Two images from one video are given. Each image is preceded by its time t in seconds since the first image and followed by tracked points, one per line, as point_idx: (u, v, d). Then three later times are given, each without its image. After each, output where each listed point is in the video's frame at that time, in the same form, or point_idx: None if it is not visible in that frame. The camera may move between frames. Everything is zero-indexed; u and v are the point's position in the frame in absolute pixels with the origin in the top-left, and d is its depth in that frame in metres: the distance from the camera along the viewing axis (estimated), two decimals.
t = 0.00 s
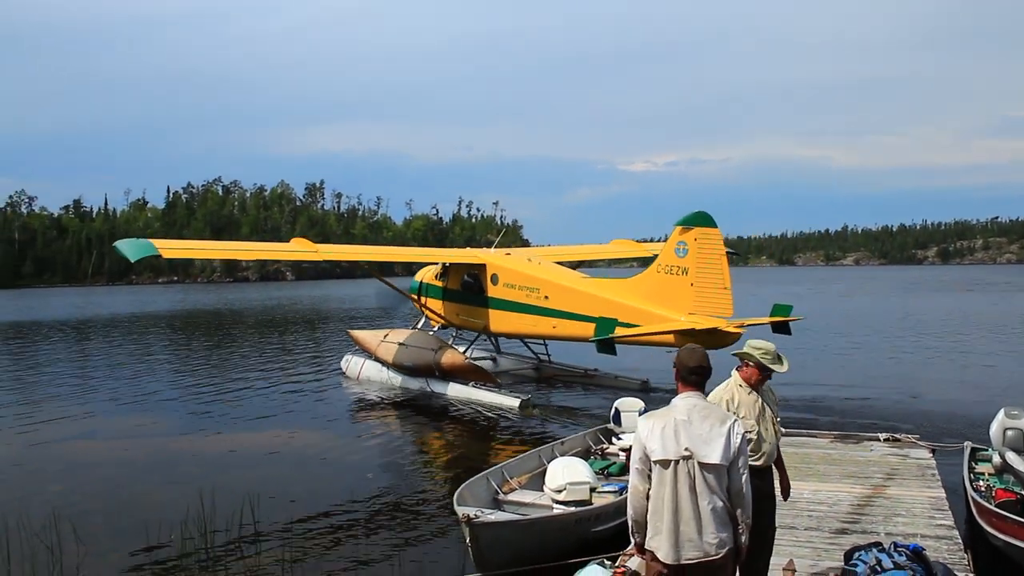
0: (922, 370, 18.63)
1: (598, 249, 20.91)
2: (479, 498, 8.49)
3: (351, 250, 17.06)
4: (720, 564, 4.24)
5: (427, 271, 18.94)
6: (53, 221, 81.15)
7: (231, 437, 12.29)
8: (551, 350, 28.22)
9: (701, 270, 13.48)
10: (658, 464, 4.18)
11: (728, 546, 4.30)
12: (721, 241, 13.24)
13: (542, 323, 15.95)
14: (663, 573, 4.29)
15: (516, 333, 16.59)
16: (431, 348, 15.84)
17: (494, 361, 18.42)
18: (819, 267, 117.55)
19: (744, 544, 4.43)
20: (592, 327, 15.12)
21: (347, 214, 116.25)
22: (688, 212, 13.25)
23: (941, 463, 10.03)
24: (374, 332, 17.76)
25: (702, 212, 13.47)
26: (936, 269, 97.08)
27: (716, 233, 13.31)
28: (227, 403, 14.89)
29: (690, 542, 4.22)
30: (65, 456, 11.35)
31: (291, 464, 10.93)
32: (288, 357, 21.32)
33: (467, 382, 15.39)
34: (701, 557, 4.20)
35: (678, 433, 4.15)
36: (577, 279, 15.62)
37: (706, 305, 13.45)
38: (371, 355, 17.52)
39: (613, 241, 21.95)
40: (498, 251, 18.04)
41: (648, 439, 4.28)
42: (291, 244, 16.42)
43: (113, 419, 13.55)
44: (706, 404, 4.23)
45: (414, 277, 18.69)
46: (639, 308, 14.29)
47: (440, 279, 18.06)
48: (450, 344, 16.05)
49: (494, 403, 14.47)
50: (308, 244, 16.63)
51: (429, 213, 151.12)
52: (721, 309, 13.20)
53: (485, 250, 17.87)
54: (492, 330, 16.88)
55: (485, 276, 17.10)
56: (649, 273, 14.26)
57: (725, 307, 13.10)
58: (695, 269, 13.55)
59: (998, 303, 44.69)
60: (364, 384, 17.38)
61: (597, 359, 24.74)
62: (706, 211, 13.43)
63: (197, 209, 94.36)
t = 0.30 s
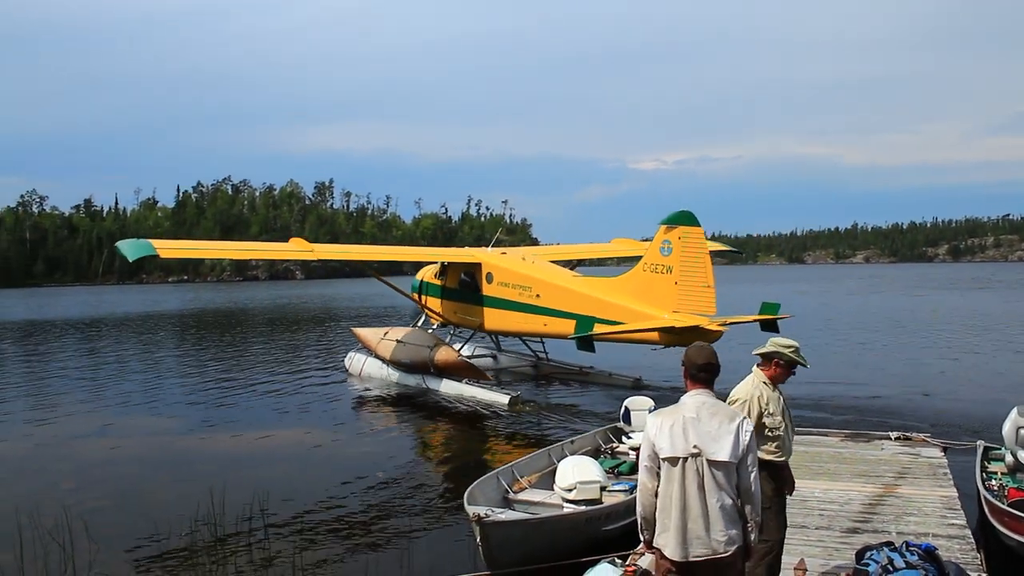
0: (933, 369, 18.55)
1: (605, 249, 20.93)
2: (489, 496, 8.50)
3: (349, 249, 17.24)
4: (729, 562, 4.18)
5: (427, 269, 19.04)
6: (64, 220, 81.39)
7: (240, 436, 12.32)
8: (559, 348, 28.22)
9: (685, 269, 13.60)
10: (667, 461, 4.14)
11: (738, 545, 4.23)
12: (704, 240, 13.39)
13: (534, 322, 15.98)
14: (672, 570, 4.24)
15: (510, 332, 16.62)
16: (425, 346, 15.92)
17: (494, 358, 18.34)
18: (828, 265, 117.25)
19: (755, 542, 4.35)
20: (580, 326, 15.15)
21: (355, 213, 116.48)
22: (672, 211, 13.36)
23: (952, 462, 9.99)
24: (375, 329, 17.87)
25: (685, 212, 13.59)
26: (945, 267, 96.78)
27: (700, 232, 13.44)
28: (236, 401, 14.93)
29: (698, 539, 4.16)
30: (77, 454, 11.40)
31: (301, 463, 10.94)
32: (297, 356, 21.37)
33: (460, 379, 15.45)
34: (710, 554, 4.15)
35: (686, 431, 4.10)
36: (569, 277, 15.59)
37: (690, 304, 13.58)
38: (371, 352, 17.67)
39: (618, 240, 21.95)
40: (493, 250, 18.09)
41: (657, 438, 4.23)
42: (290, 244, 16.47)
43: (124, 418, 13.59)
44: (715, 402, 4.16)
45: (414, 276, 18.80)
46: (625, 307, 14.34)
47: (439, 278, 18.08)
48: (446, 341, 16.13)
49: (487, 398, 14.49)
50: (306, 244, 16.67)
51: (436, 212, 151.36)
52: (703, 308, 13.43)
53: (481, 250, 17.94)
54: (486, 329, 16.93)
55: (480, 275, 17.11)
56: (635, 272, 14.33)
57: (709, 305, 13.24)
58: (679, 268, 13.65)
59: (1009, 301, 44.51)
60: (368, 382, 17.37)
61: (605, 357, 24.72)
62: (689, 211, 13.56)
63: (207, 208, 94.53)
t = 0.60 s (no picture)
0: (940, 368, 18.51)
1: (608, 249, 20.97)
2: (495, 495, 8.51)
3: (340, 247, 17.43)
4: (734, 561, 4.16)
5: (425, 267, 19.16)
6: (71, 218, 81.55)
7: (245, 433, 12.34)
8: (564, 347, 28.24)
9: (664, 268, 13.59)
10: (671, 460, 4.12)
11: (743, 543, 4.21)
12: (684, 240, 13.35)
13: (523, 320, 16.06)
14: (677, 568, 4.22)
15: (501, 330, 16.70)
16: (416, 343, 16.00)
17: (491, 355, 18.39)
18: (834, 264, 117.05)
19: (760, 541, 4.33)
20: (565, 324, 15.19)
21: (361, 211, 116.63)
22: (652, 212, 13.35)
23: (959, 463, 9.98)
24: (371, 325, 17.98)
25: (666, 212, 13.56)
26: (952, 266, 96.57)
27: (680, 232, 13.41)
28: (240, 399, 14.96)
29: (703, 538, 4.14)
30: (83, 451, 11.43)
31: (305, 460, 10.96)
32: (301, 353, 21.43)
33: (450, 376, 15.53)
34: (714, 553, 4.13)
35: (691, 429, 4.09)
36: (556, 276, 15.61)
37: (669, 303, 13.57)
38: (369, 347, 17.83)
39: (622, 239, 21.97)
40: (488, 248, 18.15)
41: (662, 436, 4.22)
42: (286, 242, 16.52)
43: (131, 414, 13.65)
44: (721, 400, 4.14)
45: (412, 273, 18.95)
46: (608, 306, 14.36)
47: (435, 276, 18.13)
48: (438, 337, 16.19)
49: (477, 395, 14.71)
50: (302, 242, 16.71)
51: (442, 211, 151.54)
52: (683, 307, 13.36)
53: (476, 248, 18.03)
54: (478, 326, 17.04)
55: (473, 273, 17.19)
56: (618, 271, 14.33)
57: (687, 305, 13.22)
58: (660, 268, 13.65)
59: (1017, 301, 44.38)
60: (367, 378, 17.62)
61: (610, 356, 24.73)
62: (670, 212, 13.53)
63: (213, 206, 94.73)
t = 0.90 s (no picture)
0: (941, 368, 18.52)
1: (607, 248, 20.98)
2: (496, 493, 8.49)
3: (332, 246, 17.44)
4: (736, 560, 4.15)
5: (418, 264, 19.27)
6: (73, 215, 81.62)
7: (246, 430, 12.32)
8: (564, 346, 28.22)
9: (639, 268, 13.57)
10: (673, 459, 4.11)
11: (746, 542, 4.19)
12: (658, 240, 13.29)
13: (507, 318, 16.16)
14: (680, 568, 4.21)
15: (486, 328, 16.80)
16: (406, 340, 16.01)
17: (484, 351, 18.13)
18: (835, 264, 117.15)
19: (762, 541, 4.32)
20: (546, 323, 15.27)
21: (363, 209, 116.75)
22: (626, 212, 13.32)
23: (960, 462, 9.98)
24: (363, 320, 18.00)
25: (642, 212, 13.51)
26: (953, 266, 96.70)
27: (654, 232, 13.36)
28: (239, 396, 14.94)
29: (705, 537, 4.13)
30: (83, 448, 11.42)
31: (306, 458, 10.95)
32: (301, 352, 21.40)
33: (437, 372, 15.56)
34: (717, 552, 4.12)
35: (693, 428, 4.08)
36: (538, 275, 15.66)
37: (643, 302, 13.55)
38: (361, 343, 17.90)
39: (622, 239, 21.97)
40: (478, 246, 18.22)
41: (664, 436, 4.20)
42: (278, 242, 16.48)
43: (132, 411, 13.67)
44: (723, 399, 4.13)
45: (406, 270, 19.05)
46: (586, 305, 14.40)
47: (426, 274, 18.14)
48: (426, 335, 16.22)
49: (464, 392, 14.86)
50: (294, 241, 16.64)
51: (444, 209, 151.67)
52: (656, 307, 13.35)
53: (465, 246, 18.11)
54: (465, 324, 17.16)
55: (460, 272, 17.29)
56: (596, 271, 14.33)
57: (660, 304, 13.21)
58: (634, 268, 13.63)
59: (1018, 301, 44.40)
60: (361, 374, 17.64)
61: (610, 355, 24.74)
62: (645, 212, 13.48)
63: (214, 204, 94.84)
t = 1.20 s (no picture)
0: (948, 367, 18.46)
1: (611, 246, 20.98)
2: (501, 492, 8.50)
3: (329, 245, 17.44)
4: (743, 560, 4.13)
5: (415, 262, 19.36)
6: (79, 213, 81.99)
7: (249, 429, 12.35)
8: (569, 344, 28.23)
9: (618, 267, 13.58)
10: (679, 458, 4.10)
11: (752, 542, 4.18)
12: (636, 239, 13.28)
13: (495, 315, 16.25)
14: (686, 568, 4.19)
15: (476, 326, 16.90)
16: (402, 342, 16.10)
17: (482, 348, 18.13)
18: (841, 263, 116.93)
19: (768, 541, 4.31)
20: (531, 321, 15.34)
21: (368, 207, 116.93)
22: (605, 213, 13.32)
23: (967, 462, 9.95)
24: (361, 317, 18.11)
25: (621, 212, 13.50)
26: (959, 265, 96.45)
27: (633, 232, 13.35)
28: (243, 395, 14.98)
29: (711, 537, 4.12)
30: (88, 445, 11.48)
31: (311, 456, 10.96)
32: (305, 351, 21.44)
33: (428, 369, 15.65)
34: (723, 552, 4.10)
35: (698, 427, 4.07)
36: (525, 273, 15.72)
37: (622, 301, 13.57)
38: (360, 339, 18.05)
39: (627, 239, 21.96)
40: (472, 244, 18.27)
41: (670, 435, 4.19)
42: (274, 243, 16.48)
43: (139, 409, 13.74)
44: (729, 399, 4.12)
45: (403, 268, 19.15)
46: (568, 303, 14.45)
47: (422, 273, 18.14)
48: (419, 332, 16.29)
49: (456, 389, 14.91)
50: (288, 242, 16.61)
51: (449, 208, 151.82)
52: (635, 306, 13.37)
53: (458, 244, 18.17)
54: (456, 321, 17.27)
55: (452, 270, 17.38)
56: (578, 270, 14.35)
57: (638, 303, 13.22)
58: (614, 267, 13.64)
59: None
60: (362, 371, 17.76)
61: (615, 354, 24.74)
62: (624, 212, 13.46)
63: (220, 202, 95.11)
